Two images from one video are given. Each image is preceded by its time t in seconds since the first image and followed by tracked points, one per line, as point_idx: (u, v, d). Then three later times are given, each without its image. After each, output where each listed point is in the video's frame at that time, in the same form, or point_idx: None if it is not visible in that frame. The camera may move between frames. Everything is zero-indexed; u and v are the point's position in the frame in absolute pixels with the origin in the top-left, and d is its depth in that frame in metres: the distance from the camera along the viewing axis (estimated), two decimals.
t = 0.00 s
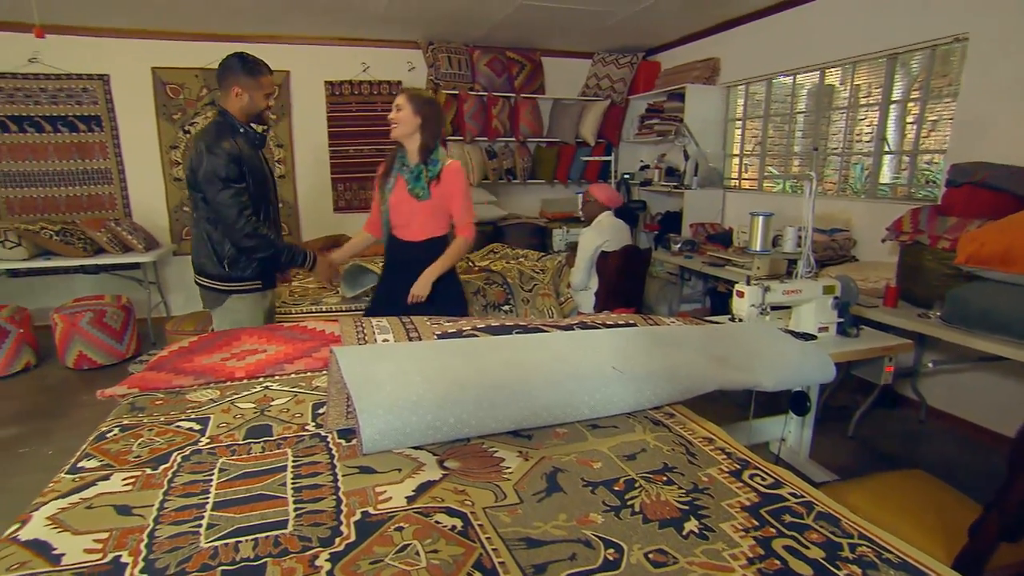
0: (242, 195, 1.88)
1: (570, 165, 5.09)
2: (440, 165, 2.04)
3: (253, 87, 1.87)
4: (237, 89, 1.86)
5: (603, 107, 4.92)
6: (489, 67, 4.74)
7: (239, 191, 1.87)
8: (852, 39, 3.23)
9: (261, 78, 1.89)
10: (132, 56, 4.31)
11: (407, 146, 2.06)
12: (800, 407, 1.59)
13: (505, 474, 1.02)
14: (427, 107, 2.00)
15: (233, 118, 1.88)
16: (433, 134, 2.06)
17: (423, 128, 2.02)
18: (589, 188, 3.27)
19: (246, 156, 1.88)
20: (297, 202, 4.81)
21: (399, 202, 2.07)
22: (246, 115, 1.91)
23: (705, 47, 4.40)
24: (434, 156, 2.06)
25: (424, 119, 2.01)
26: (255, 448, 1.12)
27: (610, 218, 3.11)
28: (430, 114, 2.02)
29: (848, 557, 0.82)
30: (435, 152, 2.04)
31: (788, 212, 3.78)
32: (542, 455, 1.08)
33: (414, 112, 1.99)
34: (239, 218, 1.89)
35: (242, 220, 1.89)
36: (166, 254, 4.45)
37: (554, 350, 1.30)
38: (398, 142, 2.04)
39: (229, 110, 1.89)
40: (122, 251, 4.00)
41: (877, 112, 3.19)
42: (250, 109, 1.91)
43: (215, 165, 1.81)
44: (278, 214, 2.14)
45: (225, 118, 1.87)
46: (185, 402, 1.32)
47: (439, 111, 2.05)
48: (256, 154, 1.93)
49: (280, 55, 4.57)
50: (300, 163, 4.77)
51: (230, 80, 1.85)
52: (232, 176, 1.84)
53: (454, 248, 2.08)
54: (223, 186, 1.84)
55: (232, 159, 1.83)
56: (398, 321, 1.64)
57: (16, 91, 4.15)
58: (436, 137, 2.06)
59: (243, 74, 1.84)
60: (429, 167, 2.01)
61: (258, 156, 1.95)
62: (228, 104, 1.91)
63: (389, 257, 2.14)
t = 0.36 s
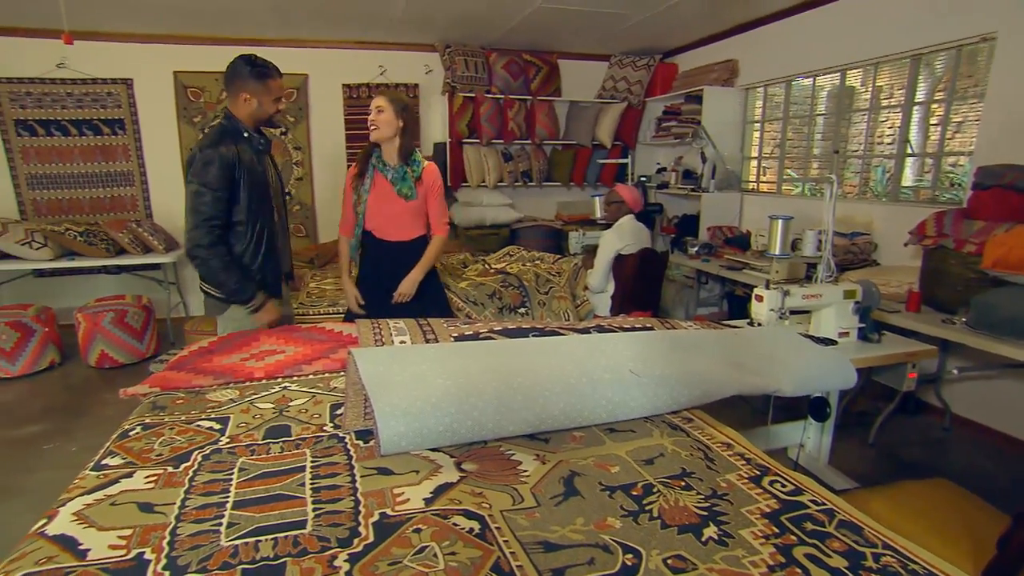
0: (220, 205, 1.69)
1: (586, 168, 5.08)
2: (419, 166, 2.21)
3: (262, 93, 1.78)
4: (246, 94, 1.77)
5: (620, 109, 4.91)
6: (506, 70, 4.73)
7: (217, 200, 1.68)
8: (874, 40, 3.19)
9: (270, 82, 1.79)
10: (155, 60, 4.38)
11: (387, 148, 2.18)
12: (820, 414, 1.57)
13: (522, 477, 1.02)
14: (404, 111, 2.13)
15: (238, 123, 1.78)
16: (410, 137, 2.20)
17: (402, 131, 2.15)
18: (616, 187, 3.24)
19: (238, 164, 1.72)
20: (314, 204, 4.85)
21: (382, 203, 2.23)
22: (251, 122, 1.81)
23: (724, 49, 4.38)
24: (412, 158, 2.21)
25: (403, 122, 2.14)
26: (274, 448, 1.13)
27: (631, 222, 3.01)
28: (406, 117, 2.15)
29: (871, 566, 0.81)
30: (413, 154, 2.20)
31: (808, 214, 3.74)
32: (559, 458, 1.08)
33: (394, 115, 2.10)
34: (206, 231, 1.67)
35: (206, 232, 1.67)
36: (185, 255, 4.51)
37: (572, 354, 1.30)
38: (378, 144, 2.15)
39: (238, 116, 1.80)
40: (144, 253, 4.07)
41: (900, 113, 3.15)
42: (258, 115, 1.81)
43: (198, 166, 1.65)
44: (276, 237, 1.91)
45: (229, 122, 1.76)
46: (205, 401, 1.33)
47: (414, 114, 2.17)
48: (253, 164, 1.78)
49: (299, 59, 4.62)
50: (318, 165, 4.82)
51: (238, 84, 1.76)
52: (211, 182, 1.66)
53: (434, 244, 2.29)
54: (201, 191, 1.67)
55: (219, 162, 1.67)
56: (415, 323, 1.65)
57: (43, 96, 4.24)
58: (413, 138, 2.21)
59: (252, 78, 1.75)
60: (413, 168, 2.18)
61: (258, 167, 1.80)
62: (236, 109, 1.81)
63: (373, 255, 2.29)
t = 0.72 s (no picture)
0: (220, 208, 1.70)
1: (598, 169, 5.06)
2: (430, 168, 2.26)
3: (266, 94, 1.78)
4: (251, 94, 1.77)
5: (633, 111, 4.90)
6: (519, 72, 4.74)
7: (216, 204, 1.68)
8: (893, 40, 3.15)
9: (276, 84, 1.80)
10: (172, 63, 4.44)
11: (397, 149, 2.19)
12: (836, 419, 1.56)
13: (536, 480, 1.02)
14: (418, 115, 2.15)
15: (242, 125, 1.79)
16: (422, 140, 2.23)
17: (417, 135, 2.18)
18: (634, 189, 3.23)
19: (239, 167, 1.72)
20: (327, 206, 4.88)
21: (394, 204, 2.24)
22: (256, 123, 1.82)
23: (738, 51, 4.35)
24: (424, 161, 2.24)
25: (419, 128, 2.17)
26: (289, 448, 1.14)
27: (647, 225, 3.00)
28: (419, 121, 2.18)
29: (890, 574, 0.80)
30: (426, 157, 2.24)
31: (824, 217, 3.70)
32: (573, 461, 1.08)
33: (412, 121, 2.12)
34: (204, 235, 1.69)
35: (206, 237, 1.69)
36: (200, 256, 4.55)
37: (583, 356, 1.30)
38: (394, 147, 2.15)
39: (245, 118, 1.81)
40: (160, 253, 4.11)
41: (919, 114, 3.10)
42: (263, 117, 1.82)
43: (199, 167, 1.67)
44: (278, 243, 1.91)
45: (234, 124, 1.77)
46: (221, 401, 1.35)
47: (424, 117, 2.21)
48: (256, 167, 1.78)
49: (313, 62, 4.65)
50: (331, 167, 4.85)
51: (243, 85, 1.76)
52: (212, 186, 1.67)
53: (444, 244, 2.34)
54: (202, 195, 1.68)
55: (220, 164, 1.68)
56: (428, 325, 1.65)
57: (63, 99, 4.32)
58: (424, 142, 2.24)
59: (258, 79, 1.75)
60: (425, 169, 2.21)
61: (261, 171, 1.80)
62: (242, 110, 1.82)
63: (385, 257, 2.29)
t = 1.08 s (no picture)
0: (235, 211, 1.71)
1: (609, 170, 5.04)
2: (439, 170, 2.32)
3: (276, 96, 1.79)
4: (260, 97, 1.78)
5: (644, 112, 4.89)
6: (530, 73, 4.75)
7: (231, 207, 1.70)
8: (909, 39, 3.12)
9: (285, 85, 1.81)
10: (185, 65, 4.48)
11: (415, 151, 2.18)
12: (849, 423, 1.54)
13: (547, 481, 1.02)
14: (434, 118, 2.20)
15: (253, 127, 1.80)
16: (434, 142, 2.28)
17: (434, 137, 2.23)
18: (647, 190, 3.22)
19: (251, 169, 1.73)
20: (338, 206, 4.90)
21: (412, 205, 2.26)
22: (266, 124, 1.83)
23: (750, 51, 4.33)
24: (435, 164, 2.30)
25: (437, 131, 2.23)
26: (301, 448, 1.14)
27: (659, 227, 3.00)
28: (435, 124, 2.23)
29: None
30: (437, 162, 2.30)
31: (837, 218, 3.67)
32: (584, 463, 1.08)
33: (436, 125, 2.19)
34: (220, 238, 1.70)
35: (222, 240, 1.70)
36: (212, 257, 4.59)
37: (594, 358, 1.30)
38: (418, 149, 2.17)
39: (254, 120, 1.82)
40: (172, 253, 4.14)
41: (934, 114, 3.07)
42: (272, 119, 1.83)
43: (213, 171, 1.68)
44: (291, 244, 1.92)
45: (245, 127, 1.78)
46: (233, 400, 1.36)
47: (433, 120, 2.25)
48: (268, 169, 1.79)
49: (325, 63, 4.68)
50: (342, 168, 4.88)
51: (252, 86, 1.77)
52: (226, 188, 1.69)
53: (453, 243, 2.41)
54: (216, 199, 1.69)
55: (233, 167, 1.69)
56: (439, 325, 1.66)
57: (80, 101, 4.37)
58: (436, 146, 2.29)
59: (266, 81, 1.76)
60: (440, 169, 2.27)
61: (273, 173, 1.81)
62: (250, 112, 1.83)
63: (402, 258, 2.30)
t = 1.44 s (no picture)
0: (243, 212, 1.72)
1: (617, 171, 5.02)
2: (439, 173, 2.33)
3: (285, 97, 1.80)
4: (269, 98, 1.79)
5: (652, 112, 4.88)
6: (537, 74, 4.75)
7: (240, 207, 1.71)
8: (920, 38, 3.09)
9: (295, 86, 1.81)
10: (195, 66, 4.51)
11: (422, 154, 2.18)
12: (858, 424, 1.53)
13: (555, 482, 1.02)
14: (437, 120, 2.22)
15: (263, 128, 1.81)
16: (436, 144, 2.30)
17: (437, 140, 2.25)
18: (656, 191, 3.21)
19: (260, 170, 1.74)
20: (345, 207, 4.92)
21: (420, 205, 2.26)
22: (276, 125, 1.84)
23: (759, 51, 4.31)
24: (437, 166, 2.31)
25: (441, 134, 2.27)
26: (310, 447, 1.15)
27: (669, 228, 3.00)
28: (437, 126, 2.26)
29: None
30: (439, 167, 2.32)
31: (847, 219, 3.66)
32: (592, 464, 1.08)
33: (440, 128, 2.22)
34: (229, 239, 1.71)
35: (232, 240, 1.71)
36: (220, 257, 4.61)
37: (602, 357, 1.29)
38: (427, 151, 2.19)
39: (263, 121, 1.83)
40: (181, 253, 4.17)
41: (947, 114, 3.04)
42: (282, 120, 1.84)
43: (224, 171, 1.69)
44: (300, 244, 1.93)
45: (254, 127, 1.79)
46: (242, 399, 1.37)
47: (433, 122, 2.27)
48: (278, 170, 1.80)
49: (333, 64, 4.69)
50: (350, 168, 4.89)
51: (262, 88, 1.78)
52: (236, 189, 1.70)
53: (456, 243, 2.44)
54: (226, 200, 1.70)
55: (242, 168, 1.70)
56: (447, 325, 1.66)
57: (91, 102, 4.41)
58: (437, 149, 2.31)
59: (276, 82, 1.77)
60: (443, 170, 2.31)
61: (282, 173, 1.82)
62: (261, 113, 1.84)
63: (410, 258, 2.30)
